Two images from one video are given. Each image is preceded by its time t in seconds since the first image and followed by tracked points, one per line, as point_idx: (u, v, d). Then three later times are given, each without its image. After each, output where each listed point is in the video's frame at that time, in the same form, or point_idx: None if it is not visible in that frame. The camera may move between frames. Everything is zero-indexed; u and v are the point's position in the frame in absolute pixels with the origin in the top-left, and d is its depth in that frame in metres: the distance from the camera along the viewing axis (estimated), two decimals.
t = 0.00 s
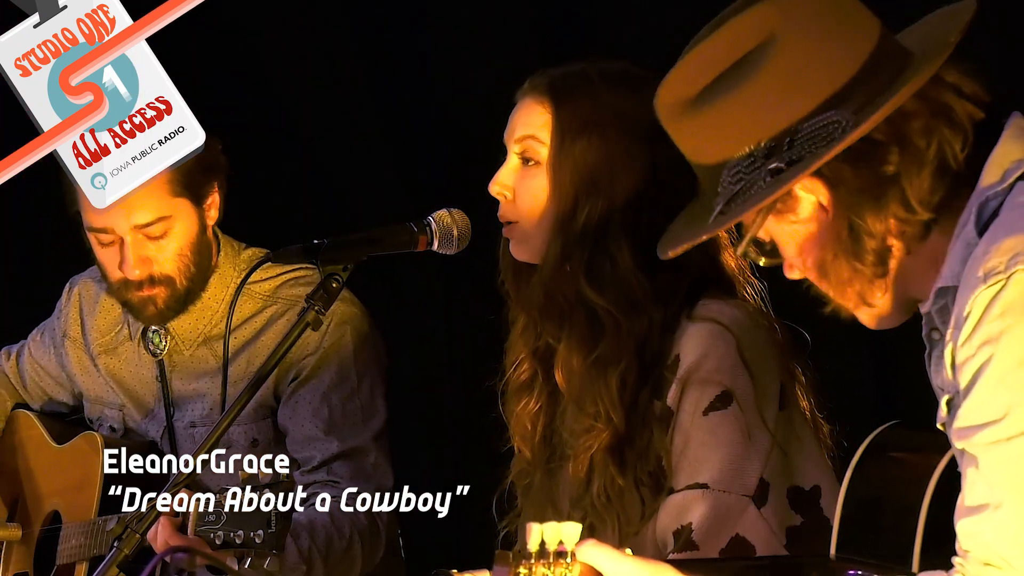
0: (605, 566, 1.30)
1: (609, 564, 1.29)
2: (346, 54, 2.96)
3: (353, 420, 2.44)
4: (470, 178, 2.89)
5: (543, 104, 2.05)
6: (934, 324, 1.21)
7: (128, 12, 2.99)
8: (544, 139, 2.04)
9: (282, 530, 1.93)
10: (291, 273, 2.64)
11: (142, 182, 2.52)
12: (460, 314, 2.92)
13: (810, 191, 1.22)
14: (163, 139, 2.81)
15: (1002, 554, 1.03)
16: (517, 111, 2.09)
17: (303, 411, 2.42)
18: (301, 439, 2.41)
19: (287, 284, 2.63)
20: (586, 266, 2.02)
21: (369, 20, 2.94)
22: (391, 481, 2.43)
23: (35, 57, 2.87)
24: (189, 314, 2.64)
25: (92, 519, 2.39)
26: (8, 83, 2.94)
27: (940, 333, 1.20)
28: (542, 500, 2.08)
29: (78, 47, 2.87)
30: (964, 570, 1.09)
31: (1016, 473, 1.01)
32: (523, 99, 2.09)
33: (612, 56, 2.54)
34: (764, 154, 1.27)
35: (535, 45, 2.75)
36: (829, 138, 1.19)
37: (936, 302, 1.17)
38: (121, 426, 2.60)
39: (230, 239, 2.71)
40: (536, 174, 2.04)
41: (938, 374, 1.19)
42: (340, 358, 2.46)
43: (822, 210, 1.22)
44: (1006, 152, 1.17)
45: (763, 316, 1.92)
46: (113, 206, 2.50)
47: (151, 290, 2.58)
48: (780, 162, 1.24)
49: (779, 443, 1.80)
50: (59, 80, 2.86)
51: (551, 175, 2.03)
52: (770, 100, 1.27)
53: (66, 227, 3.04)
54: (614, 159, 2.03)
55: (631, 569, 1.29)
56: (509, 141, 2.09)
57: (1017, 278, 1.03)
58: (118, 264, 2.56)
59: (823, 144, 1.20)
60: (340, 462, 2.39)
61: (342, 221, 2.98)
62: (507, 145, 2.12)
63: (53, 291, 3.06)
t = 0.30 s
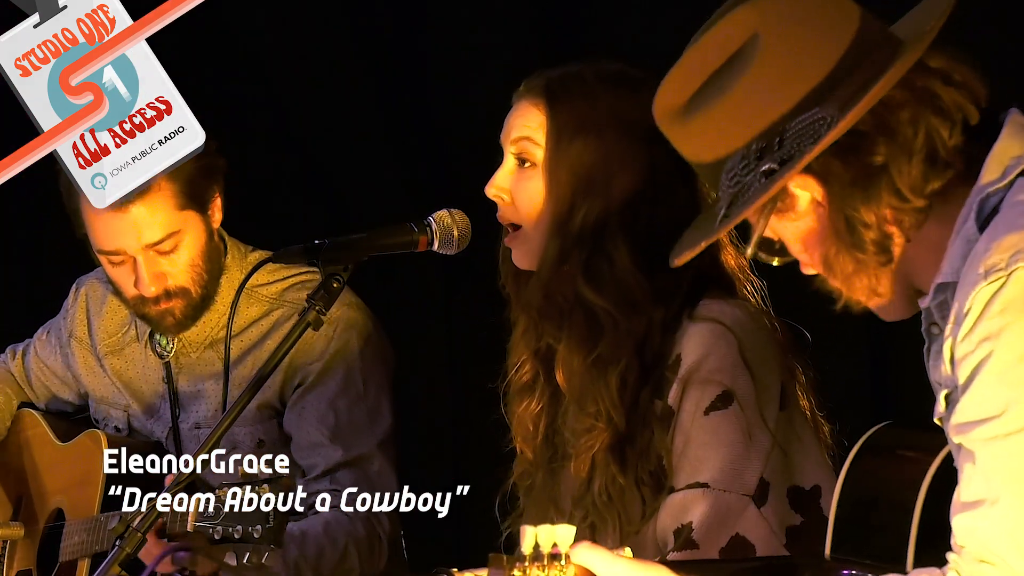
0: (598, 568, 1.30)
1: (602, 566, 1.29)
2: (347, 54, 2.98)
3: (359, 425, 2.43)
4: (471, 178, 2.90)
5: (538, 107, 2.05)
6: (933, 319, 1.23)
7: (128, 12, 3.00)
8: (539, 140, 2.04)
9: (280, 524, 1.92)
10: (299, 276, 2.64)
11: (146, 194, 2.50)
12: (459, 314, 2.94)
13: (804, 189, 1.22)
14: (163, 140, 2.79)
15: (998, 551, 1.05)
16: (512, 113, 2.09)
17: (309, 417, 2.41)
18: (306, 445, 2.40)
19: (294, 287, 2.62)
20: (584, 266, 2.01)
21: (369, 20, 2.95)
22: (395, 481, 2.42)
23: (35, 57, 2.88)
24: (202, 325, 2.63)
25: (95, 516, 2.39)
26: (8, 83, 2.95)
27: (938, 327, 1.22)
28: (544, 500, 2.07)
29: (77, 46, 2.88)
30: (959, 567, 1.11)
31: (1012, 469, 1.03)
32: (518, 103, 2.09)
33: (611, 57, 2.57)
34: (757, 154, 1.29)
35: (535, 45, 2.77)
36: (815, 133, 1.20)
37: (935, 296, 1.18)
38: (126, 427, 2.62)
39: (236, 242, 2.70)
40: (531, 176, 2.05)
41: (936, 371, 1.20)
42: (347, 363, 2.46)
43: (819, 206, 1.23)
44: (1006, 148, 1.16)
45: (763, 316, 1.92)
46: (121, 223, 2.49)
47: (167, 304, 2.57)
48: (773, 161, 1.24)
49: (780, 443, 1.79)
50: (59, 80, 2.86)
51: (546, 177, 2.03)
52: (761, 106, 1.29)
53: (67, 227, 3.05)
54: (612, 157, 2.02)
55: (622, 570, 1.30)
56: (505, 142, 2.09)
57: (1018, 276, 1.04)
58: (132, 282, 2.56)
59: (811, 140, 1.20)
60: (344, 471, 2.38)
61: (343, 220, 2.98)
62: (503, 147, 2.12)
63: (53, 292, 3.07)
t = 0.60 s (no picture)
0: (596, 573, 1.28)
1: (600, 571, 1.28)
2: (347, 54, 2.98)
3: (363, 431, 2.43)
4: (472, 178, 2.91)
5: (541, 103, 2.05)
6: (927, 319, 1.22)
7: (128, 12, 3.01)
8: (541, 135, 2.04)
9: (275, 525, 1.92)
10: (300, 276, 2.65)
11: (154, 178, 2.52)
12: (459, 314, 2.94)
13: (824, 157, 1.22)
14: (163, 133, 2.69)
15: (993, 547, 1.05)
16: (516, 109, 2.08)
17: (313, 421, 2.41)
18: (309, 449, 2.40)
19: (295, 285, 2.64)
20: (581, 263, 2.02)
21: (370, 21, 2.96)
22: (395, 482, 2.44)
23: (35, 57, 2.89)
24: (198, 315, 2.64)
25: (94, 515, 2.40)
26: (8, 83, 2.97)
27: (933, 327, 1.20)
28: (543, 499, 2.08)
29: (78, 46, 2.88)
30: (954, 564, 1.11)
31: (1005, 467, 1.03)
32: (523, 98, 2.08)
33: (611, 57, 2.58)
34: (775, 119, 1.28)
35: (535, 45, 2.78)
36: (850, 101, 1.21)
37: (929, 296, 1.17)
38: (127, 424, 2.62)
39: (240, 240, 2.71)
40: (530, 171, 2.05)
41: (930, 369, 1.18)
42: (350, 367, 2.46)
43: (833, 179, 1.23)
44: (998, 148, 1.17)
45: (762, 316, 1.92)
46: (124, 205, 2.50)
47: (161, 289, 2.58)
48: (795, 127, 1.24)
49: (777, 442, 1.79)
50: (59, 80, 2.85)
51: (546, 173, 2.03)
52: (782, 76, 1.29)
53: (68, 227, 3.06)
54: (609, 157, 2.02)
55: (622, 571, 1.28)
56: (507, 135, 2.09)
57: (1009, 273, 1.04)
58: (130, 263, 2.57)
59: (840, 108, 1.21)
60: (348, 477, 2.39)
61: (343, 219, 2.99)
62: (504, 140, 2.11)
63: (53, 291, 3.07)
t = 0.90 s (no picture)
0: (598, 568, 1.27)
1: (601, 566, 1.27)
2: (349, 54, 2.99)
3: (364, 429, 2.44)
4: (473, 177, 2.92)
5: (546, 104, 2.04)
6: (924, 321, 1.24)
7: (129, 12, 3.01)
8: (546, 137, 2.03)
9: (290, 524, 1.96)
10: (298, 275, 2.64)
11: (148, 193, 2.53)
12: (460, 314, 2.94)
13: (852, 132, 1.22)
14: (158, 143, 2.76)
15: (990, 545, 1.04)
16: (520, 111, 2.08)
17: (315, 420, 2.42)
18: (311, 447, 2.41)
19: (295, 285, 2.63)
20: (588, 262, 2.01)
21: (372, 20, 2.97)
22: (397, 483, 2.42)
23: (35, 57, 2.90)
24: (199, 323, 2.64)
25: (101, 514, 2.41)
26: (8, 83, 2.98)
27: (930, 329, 1.22)
28: (546, 497, 2.07)
29: (77, 47, 2.90)
30: (953, 563, 1.08)
31: (1005, 465, 1.02)
32: (527, 99, 2.08)
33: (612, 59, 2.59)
34: (806, 89, 1.29)
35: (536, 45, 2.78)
36: (883, 70, 1.25)
37: (928, 297, 1.20)
38: (133, 425, 2.62)
39: (237, 239, 2.71)
40: (536, 171, 2.04)
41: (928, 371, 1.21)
42: (351, 365, 2.46)
43: (858, 157, 1.22)
44: (997, 150, 1.20)
45: (763, 316, 1.91)
46: (123, 221, 2.52)
47: (165, 301, 2.59)
48: (829, 95, 1.26)
49: (777, 442, 1.79)
50: (59, 80, 2.88)
51: (552, 174, 2.02)
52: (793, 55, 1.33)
53: (69, 227, 3.07)
54: (615, 157, 2.02)
55: (622, 569, 1.26)
56: (511, 138, 2.08)
57: (1007, 274, 1.05)
58: (132, 278, 2.59)
59: (875, 76, 1.24)
60: (353, 474, 2.39)
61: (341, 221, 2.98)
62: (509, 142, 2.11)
63: (52, 291, 3.07)
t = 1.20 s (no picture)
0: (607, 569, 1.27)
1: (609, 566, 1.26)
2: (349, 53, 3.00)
3: (364, 427, 2.44)
4: (473, 177, 2.93)
5: (542, 106, 2.04)
6: (920, 316, 1.25)
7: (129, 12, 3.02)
8: (542, 141, 2.03)
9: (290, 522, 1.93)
10: (299, 277, 2.66)
11: (122, 216, 2.51)
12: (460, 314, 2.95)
13: (838, 145, 1.21)
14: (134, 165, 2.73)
15: (1001, 540, 1.05)
16: (516, 114, 2.08)
17: (314, 421, 2.42)
18: (310, 448, 2.41)
19: (293, 286, 2.64)
20: (586, 262, 2.01)
21: (372, 21, 2.98)
22: (396, 483, 2.43)
23: (35, 57, 2.90)
24: (194, 329, 2.63)
25: (102, 513, 2.42)
26: (8, 83, 2.98)
27: (926, 325, 1.24)
28: (547, 499, 2.07)
29: (77, 47, 2.91)
30: (961, 558, 1.09)
31: (1014, 459, 1.04)
32: (522, 102, 2.08)
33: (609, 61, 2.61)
34: (785, 113, 1.25)
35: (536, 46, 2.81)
36: (858, 82, 1.20)
37: (926, 293, 1.20)
38: (134, 426, 2.64)
39: (234, 243, 2.72)
40: (533, 175, 2.04)
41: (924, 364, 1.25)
42: (348, 366, 2.47)
43: (849, 167, 1.22)
44: (997, 146, 1.20)
45: (762, 316, 1.91)
46: (94, 244, 2.51)
47: (137, 316, 2.59)
48: (806, 116, 1.21)
49: (776, 441, 1.78)
50: (59, 80, 2.89)
51: (548, 177, 2.02)
52: (765, 81, 1.27)
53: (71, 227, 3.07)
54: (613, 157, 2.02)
55: (632, 570, 1.25)
56: (508, 143, 2.08)
57: (1015, 269, 1.05)
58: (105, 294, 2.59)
59: (852, 88, 1.20)
60: (353, 473, 2.40)
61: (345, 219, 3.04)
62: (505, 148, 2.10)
63: (55, 291, 3.09)
